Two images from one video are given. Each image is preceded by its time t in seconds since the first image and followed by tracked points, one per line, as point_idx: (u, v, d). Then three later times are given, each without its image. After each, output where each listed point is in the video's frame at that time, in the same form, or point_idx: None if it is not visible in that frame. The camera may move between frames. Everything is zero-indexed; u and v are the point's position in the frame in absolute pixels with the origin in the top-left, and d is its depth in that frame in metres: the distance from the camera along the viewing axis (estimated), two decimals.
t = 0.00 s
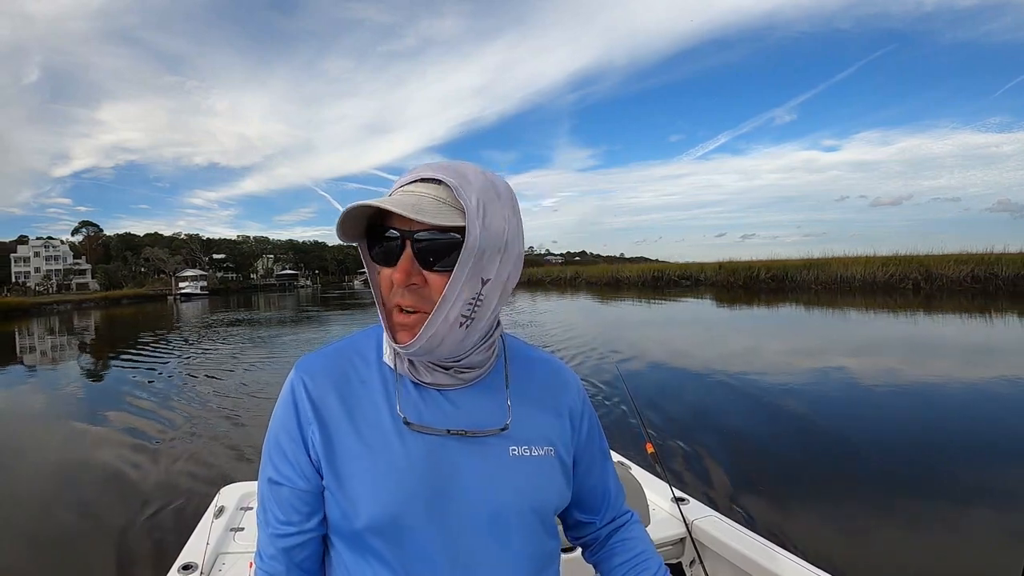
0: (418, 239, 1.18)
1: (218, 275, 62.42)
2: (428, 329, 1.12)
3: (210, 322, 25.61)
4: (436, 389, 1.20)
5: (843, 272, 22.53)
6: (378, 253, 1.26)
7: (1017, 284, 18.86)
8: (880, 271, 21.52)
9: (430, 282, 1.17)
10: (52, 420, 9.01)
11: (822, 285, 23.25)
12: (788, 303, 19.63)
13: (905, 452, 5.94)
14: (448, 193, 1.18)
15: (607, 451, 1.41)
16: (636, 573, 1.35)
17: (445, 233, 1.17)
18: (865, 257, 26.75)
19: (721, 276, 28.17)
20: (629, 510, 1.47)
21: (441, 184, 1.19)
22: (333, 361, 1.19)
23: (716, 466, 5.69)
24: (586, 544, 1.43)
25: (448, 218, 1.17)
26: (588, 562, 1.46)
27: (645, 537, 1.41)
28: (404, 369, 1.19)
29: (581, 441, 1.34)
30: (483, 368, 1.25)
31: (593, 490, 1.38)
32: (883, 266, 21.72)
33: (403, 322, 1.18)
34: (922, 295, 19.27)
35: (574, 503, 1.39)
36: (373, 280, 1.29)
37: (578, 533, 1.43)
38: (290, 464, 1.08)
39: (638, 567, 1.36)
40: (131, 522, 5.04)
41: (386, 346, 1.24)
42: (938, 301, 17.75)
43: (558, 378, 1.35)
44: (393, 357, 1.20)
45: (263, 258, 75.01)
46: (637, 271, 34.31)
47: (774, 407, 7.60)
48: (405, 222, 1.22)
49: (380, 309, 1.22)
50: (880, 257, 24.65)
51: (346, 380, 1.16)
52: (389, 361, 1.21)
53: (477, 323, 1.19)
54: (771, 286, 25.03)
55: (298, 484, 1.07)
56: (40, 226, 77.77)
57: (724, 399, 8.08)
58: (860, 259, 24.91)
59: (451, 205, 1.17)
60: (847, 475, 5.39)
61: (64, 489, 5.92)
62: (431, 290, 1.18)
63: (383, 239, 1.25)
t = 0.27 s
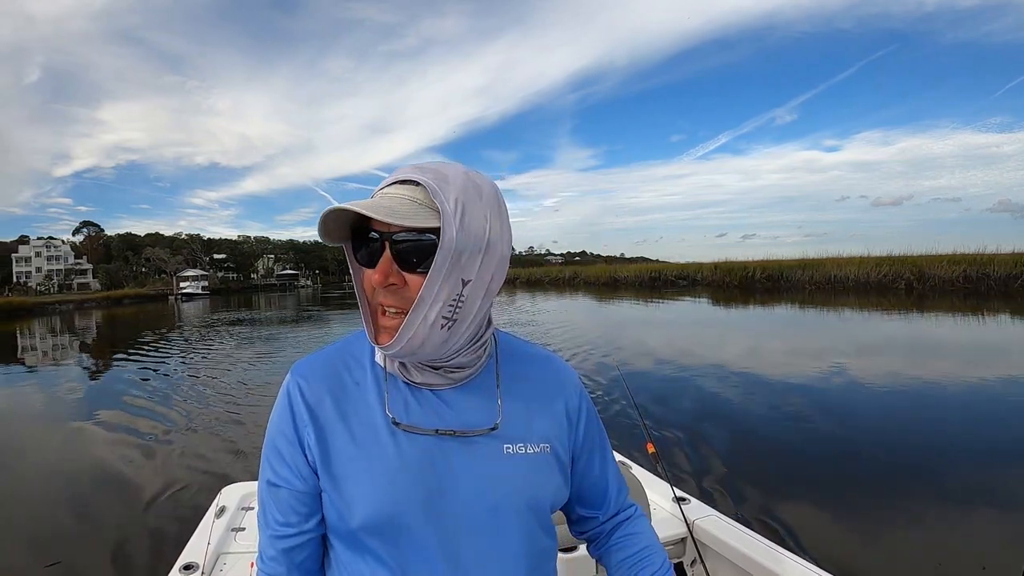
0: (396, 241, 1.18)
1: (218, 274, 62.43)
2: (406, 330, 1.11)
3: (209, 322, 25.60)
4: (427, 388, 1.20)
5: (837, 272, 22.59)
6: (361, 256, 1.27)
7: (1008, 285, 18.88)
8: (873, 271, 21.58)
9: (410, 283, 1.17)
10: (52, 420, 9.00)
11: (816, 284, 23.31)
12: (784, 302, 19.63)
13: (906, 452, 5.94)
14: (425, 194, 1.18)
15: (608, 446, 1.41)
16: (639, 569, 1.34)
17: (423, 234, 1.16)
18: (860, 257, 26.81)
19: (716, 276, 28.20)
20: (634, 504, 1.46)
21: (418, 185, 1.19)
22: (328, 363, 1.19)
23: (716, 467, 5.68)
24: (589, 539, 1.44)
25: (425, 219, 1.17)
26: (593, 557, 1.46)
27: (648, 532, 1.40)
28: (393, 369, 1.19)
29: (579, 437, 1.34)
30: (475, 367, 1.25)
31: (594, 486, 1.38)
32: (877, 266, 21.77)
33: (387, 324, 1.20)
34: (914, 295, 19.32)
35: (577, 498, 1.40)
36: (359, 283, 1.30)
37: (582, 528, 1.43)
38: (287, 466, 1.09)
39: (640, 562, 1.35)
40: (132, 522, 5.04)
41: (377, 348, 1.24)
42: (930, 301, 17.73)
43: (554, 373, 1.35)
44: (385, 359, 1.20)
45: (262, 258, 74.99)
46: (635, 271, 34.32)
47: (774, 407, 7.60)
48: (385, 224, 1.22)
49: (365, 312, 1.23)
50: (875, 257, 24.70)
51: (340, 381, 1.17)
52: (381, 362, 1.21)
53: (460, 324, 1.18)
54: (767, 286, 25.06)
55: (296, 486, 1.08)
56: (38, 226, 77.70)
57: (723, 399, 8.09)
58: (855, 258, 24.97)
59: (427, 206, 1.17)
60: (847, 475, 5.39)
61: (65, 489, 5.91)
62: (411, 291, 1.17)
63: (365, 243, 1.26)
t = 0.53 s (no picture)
0: (396, 237, 1.19)
1: (216, 274, 62.43)
2: (405, 324, 1.12)
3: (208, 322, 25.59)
4: (424, 389, 1.20)
5: (830, 272, 22.63)
6: (360, 253, 1.28)
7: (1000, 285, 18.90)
8: (867, 271, 21.61)
9: (410, 279, 1.18)
10: (52, 420, 9.00)
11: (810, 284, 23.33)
12: (780, 302, 19.64)
13: (906, 452, 5.95)
14: (424, 189, 1.19)
15: (608, 445, 1.41)
16: (639, 568, 1.35)
17: (422, 230, 1.17)
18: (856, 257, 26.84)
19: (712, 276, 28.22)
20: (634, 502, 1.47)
21: (417, 182, 1.20)
22: (326, 366, 1.20)
23: (716, 467, 5.68)
24: (590, 538, 1.44)
25: (425, 214, 1.17)
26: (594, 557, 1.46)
27: (649, 531, 1.41)
28: (392, 371, 1.20)
29: (578, 435, 1.34)
30: (473, 366, 1.25)
31: (593, 484, 1.38)
32: (871, 266, 21.80)
33: (385, 317, 1.20)
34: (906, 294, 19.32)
35: (577, 498, 1.40)
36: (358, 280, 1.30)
37: (583, 526, 1.44)
38: (286, 469, 1.09)
39: (641, 560, 1.36)
40: (132, 522, 5.04)
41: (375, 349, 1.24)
42: (922, 301, 17.64)
43: (553, 372, 1.35)
44: (382, 360, 1.21)
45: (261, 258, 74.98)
46: (633, 271, 34.34)
47: (774, 407, 7.60)
48: (385, 221, 1.23)
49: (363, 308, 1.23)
50: (871, 257, 24.75)
51: (337, 384, 1.17)
52: (378, 363, 1.21)
53: (459, 320, 1.18)
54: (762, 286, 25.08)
55: (295, 489, 1.08)
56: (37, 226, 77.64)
57: (722, 399, 8.09)
58: (849, 258, 25.00)
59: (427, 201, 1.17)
60: (847, 475, 5.39)
61: (64, 490, 5.91)
62: (411, 287, 1.18)
63: (364, 240, 1.26)
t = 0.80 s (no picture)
0: (406, 235, 1.19)
1: (215, 274, 62.37)
2: (419, 321, 1.12)
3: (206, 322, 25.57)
4: (423, 389, 1.20)
5: (823, 273, 22.65)
6: (367, 250, 1.27)
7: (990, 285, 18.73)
8: (861, 271, 21.63)
9: (420, 276, 1.19)
10: (51, 421, 8.99)
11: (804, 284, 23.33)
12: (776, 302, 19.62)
13: (906, 452, 5.95)
14: (434, 188, 1.20)
15: (604, 448, 1.41)
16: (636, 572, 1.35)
17: (433, 227, 1.18)
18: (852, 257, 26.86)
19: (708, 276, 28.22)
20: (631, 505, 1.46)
21: (427, 180, 1.21)
22: (324, 367, 1.20)
23: (716, 467, 5.67)
24: (586, 540, 1.44)
25: (435, 212, 1.18)
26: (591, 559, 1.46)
27: (645, 535, 1.40)
28: (391, 372, 1.19)
29: (576, 436, 1.34)
30: (474, 365, 1.25)
31: (590, 486, 1.38)
32: (864, 266, 21.82)
33: (394, 316, 1.19)
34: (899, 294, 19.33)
35: (573, 500, 1.40)
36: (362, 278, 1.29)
37: (579, 529, 1.44)
38: (286, 471, 1.09)
39: (638, 562, 1.36)
40: (132, 522, 5.04)
41: (375, 349, 1.24)
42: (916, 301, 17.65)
43: (551, 372, 1.35)
44: (381, 359, 1.21)
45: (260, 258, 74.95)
46: (631, 271, 34.33)
47: (773, 407, 7.59)
48: (394, 218, 1.23)
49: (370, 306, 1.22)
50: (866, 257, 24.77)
51: (336, 385, 1.17)
52: (377, 363, 1.21)
53: (467, 317, 1.20)
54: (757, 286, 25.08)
55: (293, 491, 1.08)
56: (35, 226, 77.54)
57: (722, 399, 8.09)
58: (842, 258, 25.01)
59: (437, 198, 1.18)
60: (847, 475, 5.39)
61: (64, 490, 5.90)
62: (422, 284, 1.19)
63: (371, 237, 1.26)
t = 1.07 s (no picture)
0: (417, 233, 1.20)
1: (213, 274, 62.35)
2: (434, 319, 1.13)
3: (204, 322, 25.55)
4: (421, 388, 1.20)
5: (817, 272, 22.65)
6: (374, 247, 1.26)
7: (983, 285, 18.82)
8: (855, 271, 21.62)
9: (431, 274, 1.19)
10: (51, 421, 8.98)
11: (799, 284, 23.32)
12: (772, 302, 19.61)
13: (906, 452, 5.94)
14: (444, 187, 1.20)
15: (602, 446, 1.41)
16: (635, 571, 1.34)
17: (445, 226, 1.19)
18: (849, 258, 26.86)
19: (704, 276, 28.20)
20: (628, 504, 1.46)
21: (436, 178, 1.21)
22: (321, 366, 1.19)
23: (716, 467, 5.67)
24: (584, 539, 1.44)
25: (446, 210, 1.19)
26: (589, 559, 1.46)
27: (643, 534, 1.40)
28: (390, 372, 1.19)
29: (573, 435, 1.34)
30: (475, 363, 1.25)
31: (588, 484, 1.38)
32: (858, 266, 21.82)
33: (404, 314, 1.19)
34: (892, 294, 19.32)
35: (571, 499, 1.40)
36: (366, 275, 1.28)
37: (577, 528, 1.44)
38: (283, 472, 1.09)
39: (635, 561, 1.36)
40: (132, 522, 5.03)
41: (373, 349, 1.24)
42: (907, 301, 17.52)
43: (549, 371, 1.35)
44: (379, 358, 1.21)
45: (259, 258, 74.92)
46: (629, 271, 34.37)
47: (773, 407, 7.59)
48: (403, 216, 1.23)
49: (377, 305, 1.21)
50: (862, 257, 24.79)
51: (334, 385, 1.17)
52: (374, 362, 1.21)
53: (475, 314, 1.21)
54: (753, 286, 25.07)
55: (291, 491, 1.08)
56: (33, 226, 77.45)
57: (721, 399, 8.08)
58: (837, 258, 25.01)
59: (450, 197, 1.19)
60: (848, 475, 5.39)
61: (63, 490, 5.90)
62: (433, 283, 1.19)
63: (379, 234, 1.25)
